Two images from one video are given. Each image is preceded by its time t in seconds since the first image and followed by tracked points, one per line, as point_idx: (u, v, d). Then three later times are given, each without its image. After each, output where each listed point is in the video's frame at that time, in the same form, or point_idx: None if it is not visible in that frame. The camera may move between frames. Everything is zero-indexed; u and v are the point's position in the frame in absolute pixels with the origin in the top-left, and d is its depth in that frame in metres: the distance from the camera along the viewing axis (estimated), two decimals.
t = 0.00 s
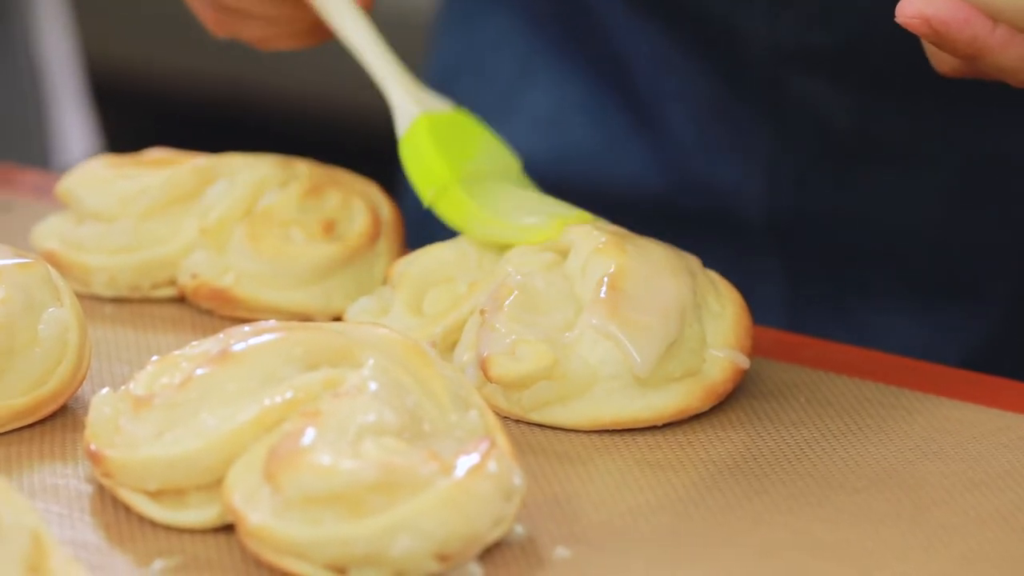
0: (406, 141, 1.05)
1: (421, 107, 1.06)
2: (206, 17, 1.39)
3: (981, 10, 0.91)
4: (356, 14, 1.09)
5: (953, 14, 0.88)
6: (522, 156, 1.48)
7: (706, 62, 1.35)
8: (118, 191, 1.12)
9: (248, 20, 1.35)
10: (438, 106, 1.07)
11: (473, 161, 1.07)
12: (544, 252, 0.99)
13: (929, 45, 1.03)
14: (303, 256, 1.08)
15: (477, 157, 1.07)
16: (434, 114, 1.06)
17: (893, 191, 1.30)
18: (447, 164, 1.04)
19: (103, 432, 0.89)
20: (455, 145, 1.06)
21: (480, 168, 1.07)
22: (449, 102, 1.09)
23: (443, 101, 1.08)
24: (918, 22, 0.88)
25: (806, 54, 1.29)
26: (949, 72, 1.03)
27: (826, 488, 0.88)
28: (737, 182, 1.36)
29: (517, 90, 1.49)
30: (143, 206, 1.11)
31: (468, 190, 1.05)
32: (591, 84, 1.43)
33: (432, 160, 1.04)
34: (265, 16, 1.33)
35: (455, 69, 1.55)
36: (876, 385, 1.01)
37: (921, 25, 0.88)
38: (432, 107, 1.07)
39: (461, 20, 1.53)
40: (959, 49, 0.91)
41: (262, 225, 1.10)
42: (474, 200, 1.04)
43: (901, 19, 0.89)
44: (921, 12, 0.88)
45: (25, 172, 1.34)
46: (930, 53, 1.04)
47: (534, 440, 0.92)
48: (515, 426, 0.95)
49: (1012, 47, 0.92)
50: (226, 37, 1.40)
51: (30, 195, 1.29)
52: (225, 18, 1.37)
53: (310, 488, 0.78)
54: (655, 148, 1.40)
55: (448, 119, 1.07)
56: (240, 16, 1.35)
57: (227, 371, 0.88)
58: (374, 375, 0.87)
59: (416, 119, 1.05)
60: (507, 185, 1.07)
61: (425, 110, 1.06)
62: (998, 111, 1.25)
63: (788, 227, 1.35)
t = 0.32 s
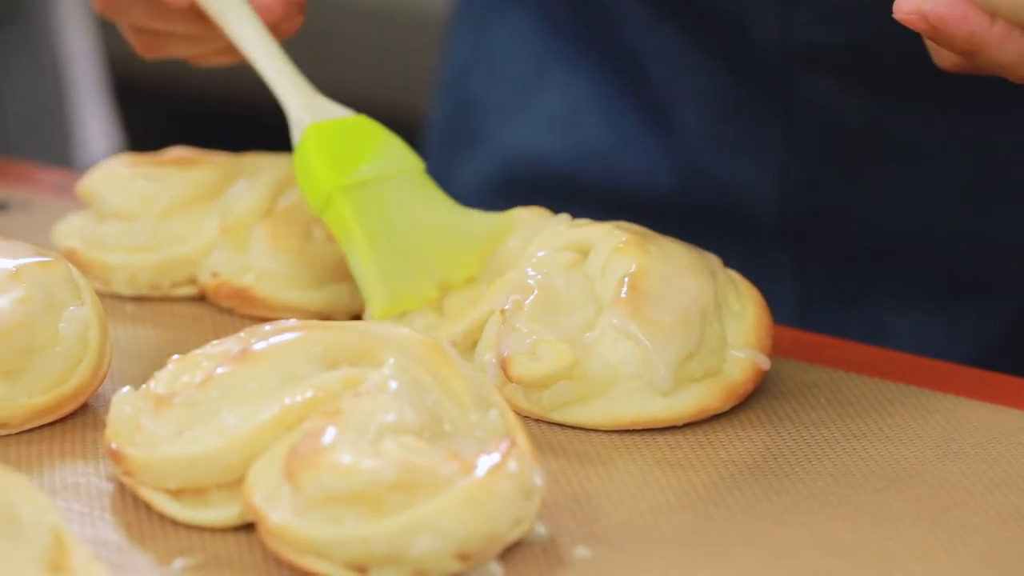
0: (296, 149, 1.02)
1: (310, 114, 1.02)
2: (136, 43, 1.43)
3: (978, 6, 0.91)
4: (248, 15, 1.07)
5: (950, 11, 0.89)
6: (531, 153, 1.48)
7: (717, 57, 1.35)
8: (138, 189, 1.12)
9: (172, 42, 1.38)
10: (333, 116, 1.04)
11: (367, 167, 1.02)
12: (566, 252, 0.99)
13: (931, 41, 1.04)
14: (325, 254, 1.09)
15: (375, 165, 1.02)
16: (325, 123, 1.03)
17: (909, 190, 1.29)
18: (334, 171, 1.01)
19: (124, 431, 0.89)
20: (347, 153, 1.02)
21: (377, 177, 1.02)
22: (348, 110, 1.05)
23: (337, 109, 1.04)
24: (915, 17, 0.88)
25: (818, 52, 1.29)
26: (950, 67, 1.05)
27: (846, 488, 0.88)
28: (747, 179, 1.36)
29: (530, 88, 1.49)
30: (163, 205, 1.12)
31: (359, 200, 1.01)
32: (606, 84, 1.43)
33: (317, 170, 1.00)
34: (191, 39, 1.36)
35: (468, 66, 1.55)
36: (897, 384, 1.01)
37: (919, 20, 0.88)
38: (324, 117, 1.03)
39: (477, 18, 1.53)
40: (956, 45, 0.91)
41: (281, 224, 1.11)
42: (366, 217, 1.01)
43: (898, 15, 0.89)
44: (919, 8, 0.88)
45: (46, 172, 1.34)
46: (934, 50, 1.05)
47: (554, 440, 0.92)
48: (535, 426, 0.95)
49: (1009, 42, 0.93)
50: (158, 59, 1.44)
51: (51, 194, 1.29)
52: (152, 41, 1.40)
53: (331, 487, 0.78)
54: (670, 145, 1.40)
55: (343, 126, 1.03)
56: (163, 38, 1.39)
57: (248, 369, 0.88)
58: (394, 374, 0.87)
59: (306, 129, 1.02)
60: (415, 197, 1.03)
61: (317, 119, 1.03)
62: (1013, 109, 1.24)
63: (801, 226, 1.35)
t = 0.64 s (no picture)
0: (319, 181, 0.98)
1: (327, 143, 1.00)
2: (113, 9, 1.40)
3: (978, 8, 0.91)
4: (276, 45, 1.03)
5: (949, 12, 0.89)
6: (544, 149, 1.48)
7: (733, 58, 1.35)
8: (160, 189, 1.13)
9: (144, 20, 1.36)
10: (350, 141, 1.00)
11: (388, 216, 0.99)
12: (586, 253, 0.99)
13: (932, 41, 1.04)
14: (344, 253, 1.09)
15: (389, 212, 0.99)
16: (344, 152, 1.00)
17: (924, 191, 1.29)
18: (360, 220, 0.98)
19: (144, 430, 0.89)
20: (363, 191, 0.99)
21: (391, 221, 0.99)
22: (365, 133, 1.01)
23: (356, 133, 1.01)
24: (914, 19, 0.89)
25: (830, 52, 1.29)
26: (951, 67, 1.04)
27: (867, 489, 0.88)
28: (762, 178, 1.36)
29: (547, 88, 1.49)
30: (185, 204, 1.12)
31: (377, 249, 0.99)
32: (621, 81, 1.43)
33: (339, 210, 0.98)
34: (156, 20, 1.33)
35: (487, 64, 1.55)
36: (917, 386, 1.01)
37: (918, 22, 0.89)
38: (342, 141, 1.00)
39: (495, 18, 1.53)
40: (955, 46, 0.92)
41: (304, 223, 1.10)
42: (389, 262, 0.99)
43: (896, 17, 0.89)
44: (917, 10, 0.89)
45: (67, 171, 1.34)
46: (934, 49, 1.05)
47: (576, 440, 0.92)
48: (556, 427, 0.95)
49: (1009, 43, 0.92)
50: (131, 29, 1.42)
51: (73, 194, 1.29)
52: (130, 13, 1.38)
53: (352, 487, 0.78)
54: (684, 143, 1.40)
55: (363, 155, 1.00)
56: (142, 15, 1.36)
57: (269, 369, 0.88)
58: (415, 374, 0.87)
59: (324, 157, 0.99)
60: (433, 241, 1.01)
61: (336, 146, 1.00)
62: None
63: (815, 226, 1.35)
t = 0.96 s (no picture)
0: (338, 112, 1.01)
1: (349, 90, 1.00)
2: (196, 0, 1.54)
3: (1002, 16, 0.92)
4: None
5: (971, 20, 0.90)
6: (568, 150, 1.49)
7: (758, 58, 1.36)
8: (181, 191, 1.13)
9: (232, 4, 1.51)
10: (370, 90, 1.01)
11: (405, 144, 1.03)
12: (607, 254, 0.99)
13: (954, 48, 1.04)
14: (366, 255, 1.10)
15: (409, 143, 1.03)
16: (363, 98, 1.01)
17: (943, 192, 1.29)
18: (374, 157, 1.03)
19: (165, 431, 0.89)
20: (384, 125, 1.02)
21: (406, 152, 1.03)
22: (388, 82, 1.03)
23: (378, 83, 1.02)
24: (937, 27, 0.91)
25: (851, 52, 1.29)
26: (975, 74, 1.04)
27: (888, 491, 0.87)
28: (784, 180, 1.36)
29: (574, 90, 1.50)
30: (207, 205, 1.12)
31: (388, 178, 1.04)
32: (644, 82, 1.44)
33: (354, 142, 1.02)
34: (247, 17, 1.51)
35: (514, 65, 1.56)
36: (938, 388, 1.01)
37: (940, 29, 0.90)
38: (363, 91, 1.01)
39: (522, 19, 1.54)
40: (978, 54, 0.93)
41: (326, 223, 1.10)
42: (398, 195, 1.03)
43: (919, 25, 0.91)
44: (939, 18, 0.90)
45: (88, 172, 1.34)
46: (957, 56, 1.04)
47: (597, 442, 0.92)
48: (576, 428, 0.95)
49: None
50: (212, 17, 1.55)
51: (95, 194, 1.30)
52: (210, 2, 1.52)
53: (373, 489, 0.78)
54: (706, 143, 1.41)
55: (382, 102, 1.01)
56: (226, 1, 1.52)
57: (290, 369, 0.88)
58: (436, 375, 0.87)
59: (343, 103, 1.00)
60: (434, 167, 1.04)
61: (356, 93, 1.01)
62: None
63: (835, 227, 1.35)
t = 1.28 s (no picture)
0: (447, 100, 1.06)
1: (459, 77, 1.06)
2: None
3: None
4: None
5: (991, 24, 0.93)
6: (601, 153, 1.50)
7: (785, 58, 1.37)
8: (204, 193, 1.13)
9: None
10: (481, 80, 1.07)
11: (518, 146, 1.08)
12: (631, 258, 0.99)
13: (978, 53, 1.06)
14: (394, 258, 1.08)
15: (522, 145, 1.08)
16: (473, 89, 1.07)
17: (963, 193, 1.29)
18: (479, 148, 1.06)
19: (189, 433, 0.89)
20: (494, 130, 1.07)
21: (521, 152, 1.08)
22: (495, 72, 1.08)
23: (485, 71, 1.08)
24: (958, 31, 0.94)
25: (872, 52, 1.31)
26: (996, 77, 1.06)
27: (911, 495, 0.87)
28: (812, 180, 1.37)
29: (604, 92, 1.50)
30: (231, 209, 1.12)
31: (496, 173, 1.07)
32: (675, 82, 1.44)
33: (464, 142, 1.06)
34: None
35: (545, 67, 1.55)
36: (960, 391, 1.01)
37: (961, 34, 0.94)
38: (473, 79, 1.07)
39: (555, 21, 1.54)
40: (1000, 59, 0.94)
41: (348, 226, 1.10)
42: (506, 174, 1.08)
43: (940, 29, 0.94)
44: (960, 22, 0.93)
45: (110, 174, 1.35)
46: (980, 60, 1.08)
47: (620, 445, 0.92)
48: (598, 432, 0.95)
49: None
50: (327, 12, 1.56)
51: (117, 196, 1.30)
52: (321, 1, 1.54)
53: (397, 492, 0.78)
54: (737, 144, 1.41)
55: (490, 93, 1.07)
56: None
57: (314, 373, 0.88)
58: (460, 379, 0.87)
59: (453, 92, 1.06)
60: (541, 176, 1.08)
61: (466, 84, 1.06)
62: None
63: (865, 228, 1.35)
